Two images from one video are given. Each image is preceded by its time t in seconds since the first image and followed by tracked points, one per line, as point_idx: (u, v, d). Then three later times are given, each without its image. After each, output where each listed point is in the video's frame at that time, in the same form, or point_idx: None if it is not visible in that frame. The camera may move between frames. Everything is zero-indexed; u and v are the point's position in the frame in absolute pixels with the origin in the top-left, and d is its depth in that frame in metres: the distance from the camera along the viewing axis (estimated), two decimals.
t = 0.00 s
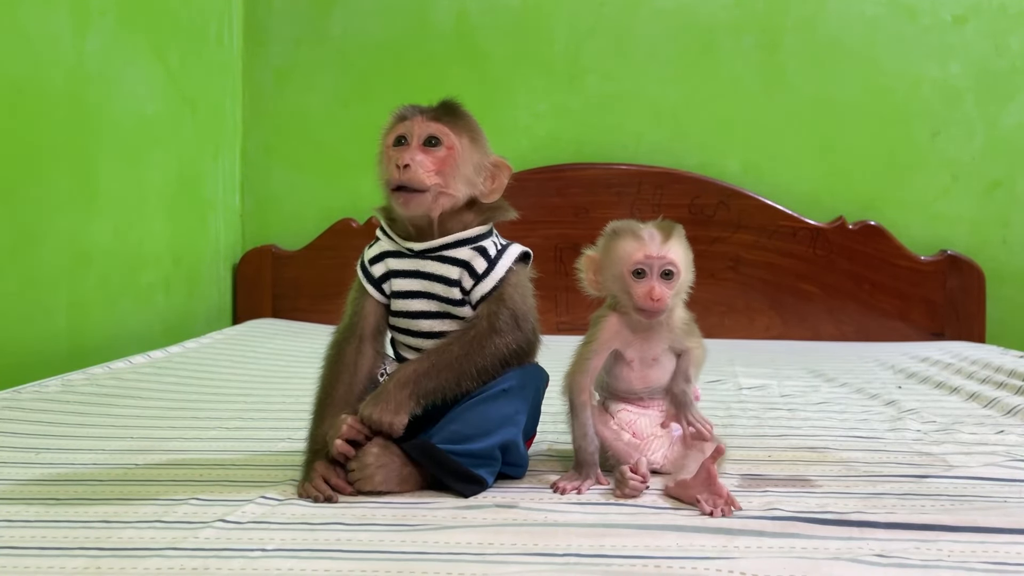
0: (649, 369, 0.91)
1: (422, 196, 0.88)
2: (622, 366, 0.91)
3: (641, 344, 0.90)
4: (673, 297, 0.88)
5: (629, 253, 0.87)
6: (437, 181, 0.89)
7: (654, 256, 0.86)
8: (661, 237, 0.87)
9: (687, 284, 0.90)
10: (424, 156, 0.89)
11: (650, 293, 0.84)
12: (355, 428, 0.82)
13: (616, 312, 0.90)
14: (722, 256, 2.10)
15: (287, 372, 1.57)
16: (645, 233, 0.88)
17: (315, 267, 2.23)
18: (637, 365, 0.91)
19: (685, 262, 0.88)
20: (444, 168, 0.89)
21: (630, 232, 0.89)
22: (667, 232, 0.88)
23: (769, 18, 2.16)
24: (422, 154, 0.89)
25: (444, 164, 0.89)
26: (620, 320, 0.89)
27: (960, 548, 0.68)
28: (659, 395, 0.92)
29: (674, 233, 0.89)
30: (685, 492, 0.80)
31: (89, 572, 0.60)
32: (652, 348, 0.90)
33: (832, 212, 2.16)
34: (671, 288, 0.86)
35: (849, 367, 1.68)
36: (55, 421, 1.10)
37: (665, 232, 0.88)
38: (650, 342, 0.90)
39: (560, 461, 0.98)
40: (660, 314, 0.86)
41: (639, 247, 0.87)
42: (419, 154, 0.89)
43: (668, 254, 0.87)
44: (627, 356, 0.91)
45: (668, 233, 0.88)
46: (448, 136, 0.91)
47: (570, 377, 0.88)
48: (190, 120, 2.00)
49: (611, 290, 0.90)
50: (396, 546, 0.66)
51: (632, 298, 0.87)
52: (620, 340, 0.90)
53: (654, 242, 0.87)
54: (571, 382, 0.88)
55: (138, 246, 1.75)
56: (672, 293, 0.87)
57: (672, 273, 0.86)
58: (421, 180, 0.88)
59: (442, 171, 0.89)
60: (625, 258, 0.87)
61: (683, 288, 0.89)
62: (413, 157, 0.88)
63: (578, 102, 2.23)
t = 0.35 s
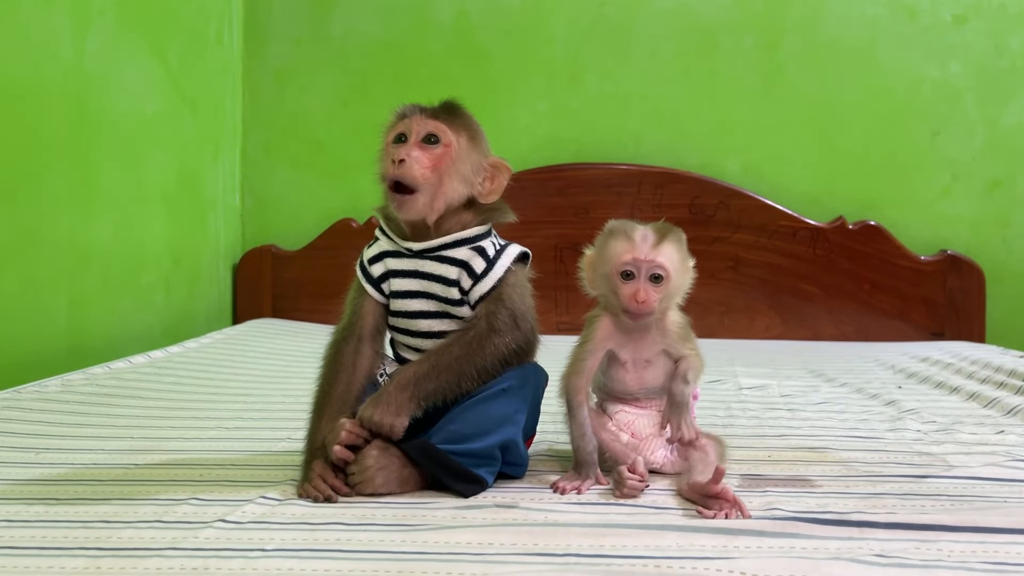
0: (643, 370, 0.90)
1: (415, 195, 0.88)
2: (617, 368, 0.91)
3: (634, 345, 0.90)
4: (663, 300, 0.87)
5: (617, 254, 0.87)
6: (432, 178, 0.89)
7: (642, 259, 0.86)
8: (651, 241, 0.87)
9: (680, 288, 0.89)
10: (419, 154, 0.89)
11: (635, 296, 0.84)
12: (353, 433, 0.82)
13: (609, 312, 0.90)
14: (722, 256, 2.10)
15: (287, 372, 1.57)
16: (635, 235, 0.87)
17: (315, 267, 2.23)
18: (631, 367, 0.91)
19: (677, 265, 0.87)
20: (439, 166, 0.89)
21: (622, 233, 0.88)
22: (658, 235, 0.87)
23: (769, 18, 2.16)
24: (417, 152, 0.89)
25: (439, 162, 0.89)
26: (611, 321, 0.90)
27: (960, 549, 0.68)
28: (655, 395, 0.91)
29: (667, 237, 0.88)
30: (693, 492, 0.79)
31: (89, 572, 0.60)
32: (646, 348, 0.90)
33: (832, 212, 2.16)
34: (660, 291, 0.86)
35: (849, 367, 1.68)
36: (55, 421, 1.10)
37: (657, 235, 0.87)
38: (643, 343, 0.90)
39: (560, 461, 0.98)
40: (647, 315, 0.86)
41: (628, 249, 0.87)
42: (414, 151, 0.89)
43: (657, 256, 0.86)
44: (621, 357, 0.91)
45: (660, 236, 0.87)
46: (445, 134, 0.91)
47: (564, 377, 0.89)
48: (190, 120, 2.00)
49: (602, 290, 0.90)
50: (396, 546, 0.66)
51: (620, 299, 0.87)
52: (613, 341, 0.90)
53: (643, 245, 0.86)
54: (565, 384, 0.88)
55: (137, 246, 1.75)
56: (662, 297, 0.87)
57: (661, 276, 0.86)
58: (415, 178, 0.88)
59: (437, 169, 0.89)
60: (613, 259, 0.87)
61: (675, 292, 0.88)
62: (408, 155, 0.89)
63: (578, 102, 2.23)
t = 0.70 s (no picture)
0: (641, 370, 0.91)
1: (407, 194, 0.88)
2: (614, 369, 0.91)
3: (631, 346, 0.90)
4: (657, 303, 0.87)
5: (610, 256, 0.87)
6: (423, 178, 0.89)
7: (634, 261, 0.86)
8: (645, 243, 0.86)
9: (675, 290, 0.88)
10: (409, 154, 0.89)
11: (627, 299, 0.84)
12: (353, 435, 0.81)
13: (605, 314, 0.90)
14: (722, 256, 2.10)
15: (287, 372, 1.57)
16: (629, 237, 0.87)
17: (315, 267, 2.23)
18: (629, 368, 0.91)
19: (672, 268, 0.87)
20: (430, 165, 0.89)
21: (616, 235, 0.88)
22: (653, 238, 0.87)
23: (769, 18, 2.16)
24: (406, 152, 0.89)
25: (430, 161, 0.89)
26: (607, 322, 0.90)
27: (960, 549, 0.68)
28: (654, 395, 0.91)
29: (661, 239, 0.87)
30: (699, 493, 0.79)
31: (89, 572, 0.61)
32: (643, 348, 0.90)
33: (832, 211, 2.16)
34: (653, 294, 0.85)
35: (849, 367, 1.68)
36: (54, 420, 1.10)
37: (652, 238, 0.87)
38: (640, 343, 0.90)
39: (560, 461, 0.98)
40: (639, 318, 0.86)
41: (620, 251, 0.86)
42: (404, 152, 0.89)
43: (650, 259, 0.86)
44: (619, 357, 0.91)
45: (654, 239, 0.87)
46: (435, 134, 0.91)
47: (561, 377, 0.89)
48: (190, 120, 2.00)
49: (596, 292, 0.90)
50: (396, 546, 0.66)
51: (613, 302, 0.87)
52: (609, 342, 0.90)
53: (636, 247, 0.86)
54: (564, 386, 0.88)
55: (138, 246, 1.75)
56: (655, 299, 0.86)
57: (654, 279, 0.85)
58: (404, 178, 0.88)
59: (427, 168, 0.89)
60: (606, 261, 0.87)
61: (670, 295, 0.88)
62: (397, 156, 0.89)
63: (578, 102, 2.22)
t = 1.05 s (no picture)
0: (642, 371, 0.90)
1: (395, 219, 0.89)
2: (617, 368, 0.91)
3: (634, 346, 0.90)
4: (664, 303, 0.87)
5: (617, 255, 0.87)
6: (407, 201, 0.89)
7: (643, 260, 0.85)
8: (653, 243, 0.86)
9: (681, 290, 0.88)
10: (386, 183, 0.89)
11: (634, 299, 0.84)
12: (354, 433, 0.81)
13: (609, 312, 0.90)
14: (722, 256, 2.10)
15: (287, 372, 1.57)
16: (638, 236, 0.87)
17: (315, 267, 2.23)
18: (632, 368, 0.90)
19: (679, 268, 0.87)
20: (408, 187, 0.89)
21: (624, 233, 0.88)
22: (662, 238, 0.87)
23: (769, 18, 2.16)
24: (382, 183, 0.89)
25: (407, 183, 0.89)
26: (611, 320, 0.90)
27: (960, 548, 0.68)
28: (656, 395, 0.91)
29: (670, 240, 0.87)
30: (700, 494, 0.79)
31: (89, 571, 0.60)
32: (644, 349, 0.90)
33: (833, 211, 2.16)
34: (660, 294, 0.85)
35: (850, 366, 1.68)
36: (54, 420, 1.10)
37: (660, 238, 0.87)
38: (643, 343, 0.90)
39: (560, 460, 0.98)
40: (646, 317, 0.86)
41: (629, 250, 0.86)
42: (380, 183, 0.89)
43: (659, 260, 0.86)
44: (621, 357, 0.90)
45: (663, 239, 0.87)
46: (402, 152, 0.90)
47: (564, 375, 0.89)
48: (190, 120, 2.00)
49: (602, 290, 0.90)
50: (396, 545, 0.66)
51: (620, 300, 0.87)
52: (613, 341, 0.90)
53: (645, 246, 0.86)
54: (567, 385, 0.88)
55: (138, 246, 1.75)
56: (662, 299, 0.86)
57: (661, 279, 0.85)
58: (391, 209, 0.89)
59: (408, 190, 0.89)
60: (614, 260, 0.87)
61: (677, 295, 0.88)
62: (375, 190, 0.89)
63: (578, 102, 2.22)
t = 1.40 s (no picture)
0: (637, 369, 0.91)
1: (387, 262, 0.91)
2: (612, 367, 0.91)
3: (628, 344, 0.90)
4: (659, 302, 0.87)
5: (613, 254, 0.87)
6: (387, 244, 0.90)
7: (639, 259, 0.86)
8: (649, 242, 0.87)
9: (676, 289, 0.89)
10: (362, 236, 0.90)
11: (631, 298, 0.84)
12: (357, 429, 0.81)
13: (604, 312, 0.90)
14: (722, 256, 2.10)
15: (287, 371, 1.57)
16: (634, 236, 0.87)
17: (315, 266, 2.23)
18: (627, 366, 0.91)
19: (674, 268, 0.87)
20: (380, 232, 0.89)
21: (620, 233, 0.88)
22: (657, 237, 0.87)
23: (769, 17, 2.16)
24: (360, 235, 0.91)
25: (376, 230, 0.89)
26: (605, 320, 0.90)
27: (960, 549, 0.68)
28: (652, 393, 0.91)
29: (665, 240, 0.87)
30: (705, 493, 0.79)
31: (89, 571, 0.60)
32: (639, 348, 0.90)
33: (833, 211, 2.16)
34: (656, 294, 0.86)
35: (850, 366, 1.68)
36: (54, 419, 1.10)
37: (656, 238, 0.87)
38: (638, 342, 0.90)
39: (560, 460, 0.98)
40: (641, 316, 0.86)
41: (625, 249, 0.86)
42: (359, 237, 0.91)
43: (655, 259, 0.86)
44: (615, 356, 0.91)
45: (658, 239, 0.87)
46: (357, 204, 0.89)
47: (560, 374, 0.89)
48: (191, 120, 2.00)
49: (597, 289, 0.90)
50: (397, 545, 0.66)
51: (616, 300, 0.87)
52: (607, 340, 0.90)
53: (641, 246, 0.86)
54: (562, 383, 0.88)
55: (138, 245, 1.75)
56: (657, 298, 0.87)
57: (657, 279, 0.85)
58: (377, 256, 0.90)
59: (381, 235, 0.89)
60: (610, 259, 0.87)
61: (671, 294, 0.88)
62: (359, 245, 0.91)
63: (578, 102, 2.22)
